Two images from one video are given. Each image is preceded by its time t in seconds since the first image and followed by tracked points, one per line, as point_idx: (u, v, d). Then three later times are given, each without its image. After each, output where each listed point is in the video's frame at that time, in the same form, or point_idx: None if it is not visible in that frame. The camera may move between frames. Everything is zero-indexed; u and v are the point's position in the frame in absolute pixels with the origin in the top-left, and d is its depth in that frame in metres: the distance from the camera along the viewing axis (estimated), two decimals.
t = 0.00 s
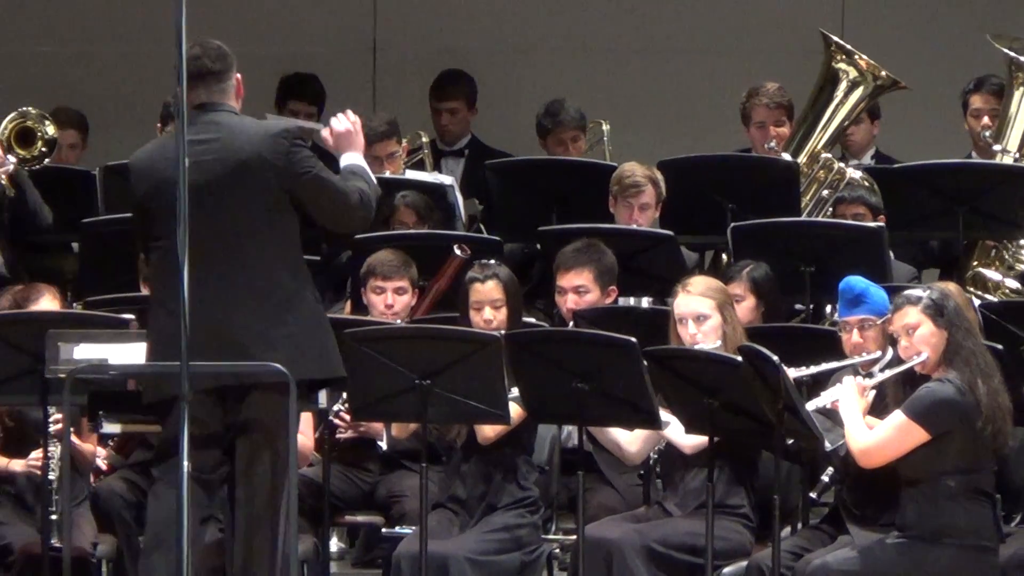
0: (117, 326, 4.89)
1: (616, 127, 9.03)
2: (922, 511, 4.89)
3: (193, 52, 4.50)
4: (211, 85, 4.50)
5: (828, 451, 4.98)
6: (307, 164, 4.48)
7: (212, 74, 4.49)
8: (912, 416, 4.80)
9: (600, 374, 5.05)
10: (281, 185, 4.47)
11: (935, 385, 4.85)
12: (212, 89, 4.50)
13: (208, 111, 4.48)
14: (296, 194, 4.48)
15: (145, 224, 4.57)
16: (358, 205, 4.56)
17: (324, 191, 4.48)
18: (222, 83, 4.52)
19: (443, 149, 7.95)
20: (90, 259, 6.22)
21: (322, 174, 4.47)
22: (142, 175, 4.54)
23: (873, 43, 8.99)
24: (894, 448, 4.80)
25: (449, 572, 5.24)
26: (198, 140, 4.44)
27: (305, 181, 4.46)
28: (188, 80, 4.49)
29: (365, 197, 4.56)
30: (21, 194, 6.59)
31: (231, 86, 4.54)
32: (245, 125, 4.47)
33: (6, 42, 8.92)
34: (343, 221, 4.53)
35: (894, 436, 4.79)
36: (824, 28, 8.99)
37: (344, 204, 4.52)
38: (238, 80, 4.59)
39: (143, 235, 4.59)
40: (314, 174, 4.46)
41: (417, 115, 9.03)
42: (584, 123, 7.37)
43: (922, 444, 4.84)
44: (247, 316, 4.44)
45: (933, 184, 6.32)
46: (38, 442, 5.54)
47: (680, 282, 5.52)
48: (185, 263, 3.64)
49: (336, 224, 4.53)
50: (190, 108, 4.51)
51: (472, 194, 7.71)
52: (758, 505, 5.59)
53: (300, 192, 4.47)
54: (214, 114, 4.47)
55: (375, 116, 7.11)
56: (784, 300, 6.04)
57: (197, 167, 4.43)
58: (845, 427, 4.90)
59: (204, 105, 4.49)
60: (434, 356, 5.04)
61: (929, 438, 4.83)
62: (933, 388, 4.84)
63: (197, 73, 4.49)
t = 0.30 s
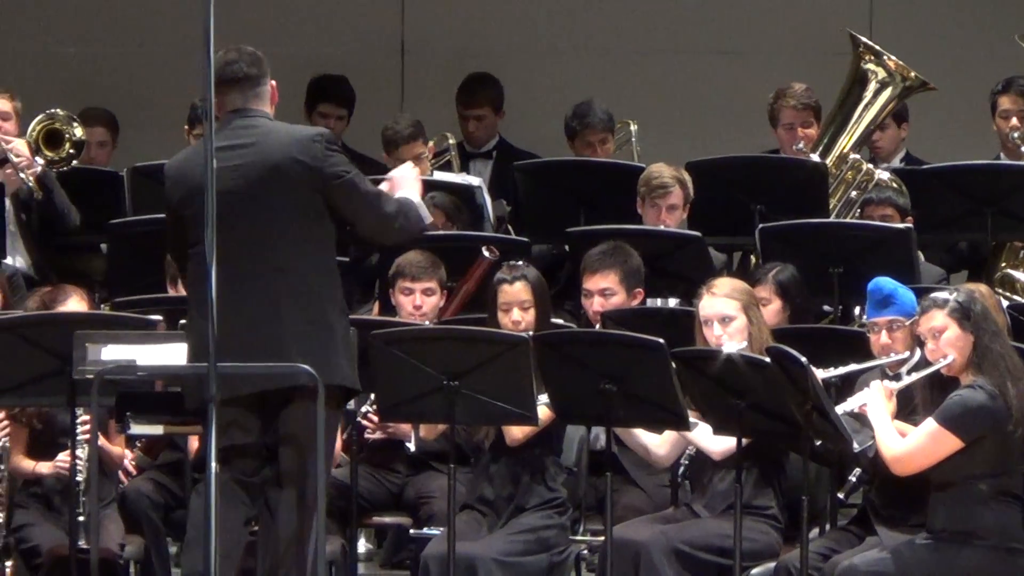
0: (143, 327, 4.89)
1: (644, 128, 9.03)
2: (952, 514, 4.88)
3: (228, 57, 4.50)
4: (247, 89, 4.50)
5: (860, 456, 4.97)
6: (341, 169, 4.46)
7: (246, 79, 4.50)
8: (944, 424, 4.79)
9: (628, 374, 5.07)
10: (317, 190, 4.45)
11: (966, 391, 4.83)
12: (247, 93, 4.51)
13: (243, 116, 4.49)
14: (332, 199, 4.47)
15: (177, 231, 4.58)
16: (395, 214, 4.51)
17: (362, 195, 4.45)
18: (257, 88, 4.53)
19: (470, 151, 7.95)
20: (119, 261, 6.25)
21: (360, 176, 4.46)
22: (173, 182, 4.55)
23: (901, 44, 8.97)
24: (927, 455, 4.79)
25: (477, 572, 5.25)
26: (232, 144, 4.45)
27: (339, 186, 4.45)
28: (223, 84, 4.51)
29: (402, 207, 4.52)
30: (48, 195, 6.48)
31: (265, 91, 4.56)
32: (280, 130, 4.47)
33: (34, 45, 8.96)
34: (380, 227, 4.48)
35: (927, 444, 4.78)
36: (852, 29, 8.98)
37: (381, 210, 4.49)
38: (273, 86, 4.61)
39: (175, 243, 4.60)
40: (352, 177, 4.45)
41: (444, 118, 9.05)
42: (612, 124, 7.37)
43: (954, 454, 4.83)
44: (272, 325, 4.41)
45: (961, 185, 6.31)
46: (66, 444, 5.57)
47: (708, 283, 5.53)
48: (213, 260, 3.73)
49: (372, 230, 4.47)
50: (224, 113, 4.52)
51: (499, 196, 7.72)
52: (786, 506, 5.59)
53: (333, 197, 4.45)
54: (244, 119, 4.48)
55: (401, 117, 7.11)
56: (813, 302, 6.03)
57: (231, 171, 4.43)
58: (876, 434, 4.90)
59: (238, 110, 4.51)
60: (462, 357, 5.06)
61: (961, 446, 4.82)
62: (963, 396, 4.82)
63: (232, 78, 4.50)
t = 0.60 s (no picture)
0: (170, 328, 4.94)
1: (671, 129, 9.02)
2: (978, 515, 4.87)
3: (268, 49, 4.51)
4: (284, 83, 4.51)
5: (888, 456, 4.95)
6: (376, 177, 4.50)
7: (283, 73, 4.50)
8: (972, 425, 4.78)
9: (656, 375, 5.10)
10: (350, 193, 4.47)
11: (996, 392, 4.82)
12: (283, 87, 4.51)
13: (279, 112, 4.48)
14: (364, 205, 4.51)
15: (204, 220, 4.57)
16: (416, 228, 4.60)
17: (391, 204, 4.53)
18: (294, 83, 4.53)
19: (500, 151, 7.96)
20: (148, 261, 6.26)
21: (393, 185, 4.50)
22: (205, 174, 4.55)
23: (929, 45, 8.95)
24: (956, 456, 4.79)
25: (504, 573, 5.26)
26: (269, 139, 4.44)
27: (373, 195, 4.49)
28: (260, 75, 4.50)
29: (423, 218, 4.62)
30: (75, 194, 6.43)
31: (301, 86, 4.56)
32: (316, 130, 4.47)
33: (62, 46, 9.00)
34: (405, 242, 4.57)
35: (955, 445, 4.78)
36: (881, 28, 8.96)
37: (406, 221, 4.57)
38: (307, 83, 4.59)
39: (202, 233, 4.59)
40: (384, 185, 4.49)
41: (471, 118, 9.06)
42: (642, 125, 7.36)
43: (983, 452, 4.81)
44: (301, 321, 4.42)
45: (990, 187, 6.29)
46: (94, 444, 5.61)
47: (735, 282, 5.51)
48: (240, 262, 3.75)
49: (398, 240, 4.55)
50: (260, 107, 4.51)
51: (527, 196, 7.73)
52: (814, 506, 5.58)
53: (366, 206, 4.50)
54: (279, 116, 4.48)
55: (428, 118, 7.12)
56: (839, 302, 6.03)
57: (267, 167, 4.42)
58: (904, 433, 4.90)
59: (275, 105, 4.50)
60: (491, 357, 5.11)
61: (989, 446, 4.80)
62: (991, 397, 4.80)
63: (268, 70, 4.50)
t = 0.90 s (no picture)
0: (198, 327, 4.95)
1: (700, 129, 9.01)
2: (1010, 515, 4.86)
3: (289, 48, 4.46)
4: (304, 85, 4.44)
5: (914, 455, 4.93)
6: (401, 167, 4.45)
7: (301, 74, 4.44)
8: (1002, 425, 4.76)
9: (686, 376, 5.14)
10: (376, 190, 4.42)
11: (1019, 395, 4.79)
12: (302, 88, 4.45)
13: (299, 111, 4.41)
14: (389, 198, 4.45)
15: (217, 211, 4.46)
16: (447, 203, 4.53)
17: (417, 191, 4.46)
18: (313, 83, 4.46)
19: (531, 153, 7.95)
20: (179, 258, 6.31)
21: (418, 176, 4.45)
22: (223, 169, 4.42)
23: (959, 45, 8.93)
24: (984, 456, 4.78)
25: (534, 573, 5.27)
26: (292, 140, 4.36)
27: (400, 186, 4.44)
28: (278, 76, 4.44)
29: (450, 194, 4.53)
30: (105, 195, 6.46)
31: (319, 86, 4.50)
32: (339, 130, 4.41)
33: (92, 48, 9.03)
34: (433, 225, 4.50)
35: (984, 445, 4.76)
36: (911, 28, 8.95)
37: (435, 204, 4.49)
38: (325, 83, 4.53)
39: (213, 224, 4.47)
40: (410, 178, 4.45)
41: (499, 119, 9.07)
42: (672, 125, 7.35)
43: (1011, 454, 4.81)
44: (328, 323, 4.37)
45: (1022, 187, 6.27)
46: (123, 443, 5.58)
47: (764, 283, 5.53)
48: (269, 262, 3.77)
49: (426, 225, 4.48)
50: (278, 106, 4.43)
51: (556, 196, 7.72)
52: (843, 507, 5.58)
53: (392, 198, 4.44)
54: (302, 116, 4.40)
55: (458, 118, 7.12)
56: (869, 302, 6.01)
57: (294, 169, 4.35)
58: (932, 431, 4.89)
59: (294, 105, 4.42)
60: (521, 359, 5.17)
61: (1018, 448, 4.79)
62: (1018, 398, 4.78)
63: (289, 70, 4.43)
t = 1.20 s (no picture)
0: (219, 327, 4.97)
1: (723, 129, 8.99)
2: None
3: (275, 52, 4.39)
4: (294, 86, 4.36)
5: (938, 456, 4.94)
6: (390, 181, 4.36)
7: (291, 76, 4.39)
8: None
9: (710, 376, 5.18)
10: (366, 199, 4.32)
11: None
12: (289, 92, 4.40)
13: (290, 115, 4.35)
14: (375, 209, 4.35)
15: (207, 215, 4.30)
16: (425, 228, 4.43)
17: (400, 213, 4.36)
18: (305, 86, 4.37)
19: (554, 154, 7.94)
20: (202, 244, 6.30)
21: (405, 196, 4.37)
22: (217, 169, 4.27)
23: (982, 45, 8.91)
24: (1008, 457, 4.77)
25: (556, 573, 5.28)
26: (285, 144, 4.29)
27: (389, 199, 4.35)
28: (264, 80, 4.40)
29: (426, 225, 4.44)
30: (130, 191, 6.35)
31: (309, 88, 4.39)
32: (331, 135, 4.31)
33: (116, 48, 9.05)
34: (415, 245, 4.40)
35: (1010, 446, 4.76)
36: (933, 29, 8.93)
37: (416, 227, 4.40)
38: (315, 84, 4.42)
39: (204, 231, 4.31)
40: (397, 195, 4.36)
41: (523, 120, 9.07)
42: (696, 125, 7.34)
43: None
44: (328, 326, 4.25)
45: None
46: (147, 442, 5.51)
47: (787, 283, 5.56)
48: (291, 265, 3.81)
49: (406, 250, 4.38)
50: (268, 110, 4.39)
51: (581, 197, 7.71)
52: (867, 507, 5.57)
53: (380, 210, 4.35)
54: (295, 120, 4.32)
55: (481, 118, 7.12)
56: (892, 302, 5.99)
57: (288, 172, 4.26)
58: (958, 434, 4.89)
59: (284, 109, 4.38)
60: (545, 358, 5.24)
61: None
62: None
63: (274, 73, 4.39)
